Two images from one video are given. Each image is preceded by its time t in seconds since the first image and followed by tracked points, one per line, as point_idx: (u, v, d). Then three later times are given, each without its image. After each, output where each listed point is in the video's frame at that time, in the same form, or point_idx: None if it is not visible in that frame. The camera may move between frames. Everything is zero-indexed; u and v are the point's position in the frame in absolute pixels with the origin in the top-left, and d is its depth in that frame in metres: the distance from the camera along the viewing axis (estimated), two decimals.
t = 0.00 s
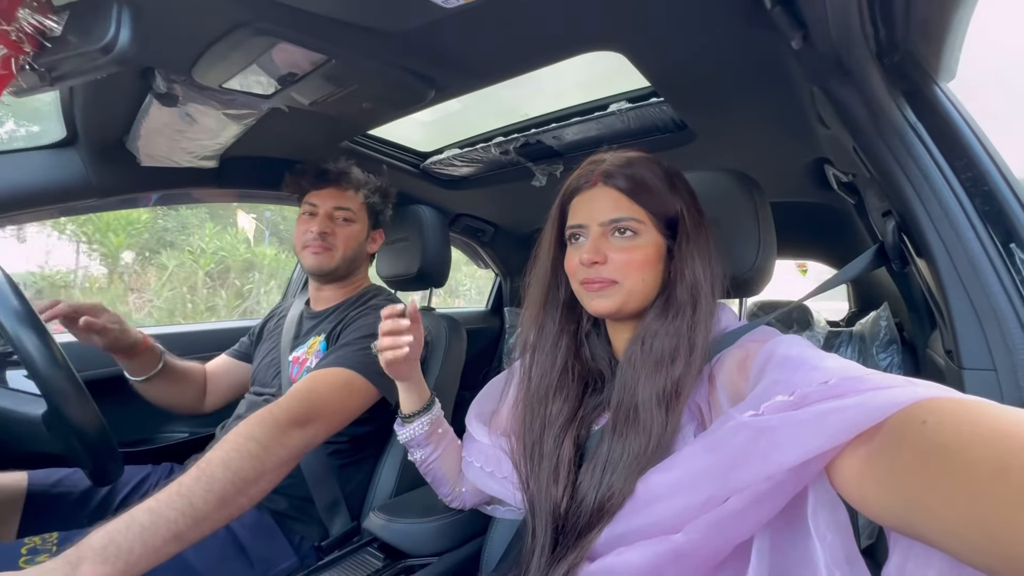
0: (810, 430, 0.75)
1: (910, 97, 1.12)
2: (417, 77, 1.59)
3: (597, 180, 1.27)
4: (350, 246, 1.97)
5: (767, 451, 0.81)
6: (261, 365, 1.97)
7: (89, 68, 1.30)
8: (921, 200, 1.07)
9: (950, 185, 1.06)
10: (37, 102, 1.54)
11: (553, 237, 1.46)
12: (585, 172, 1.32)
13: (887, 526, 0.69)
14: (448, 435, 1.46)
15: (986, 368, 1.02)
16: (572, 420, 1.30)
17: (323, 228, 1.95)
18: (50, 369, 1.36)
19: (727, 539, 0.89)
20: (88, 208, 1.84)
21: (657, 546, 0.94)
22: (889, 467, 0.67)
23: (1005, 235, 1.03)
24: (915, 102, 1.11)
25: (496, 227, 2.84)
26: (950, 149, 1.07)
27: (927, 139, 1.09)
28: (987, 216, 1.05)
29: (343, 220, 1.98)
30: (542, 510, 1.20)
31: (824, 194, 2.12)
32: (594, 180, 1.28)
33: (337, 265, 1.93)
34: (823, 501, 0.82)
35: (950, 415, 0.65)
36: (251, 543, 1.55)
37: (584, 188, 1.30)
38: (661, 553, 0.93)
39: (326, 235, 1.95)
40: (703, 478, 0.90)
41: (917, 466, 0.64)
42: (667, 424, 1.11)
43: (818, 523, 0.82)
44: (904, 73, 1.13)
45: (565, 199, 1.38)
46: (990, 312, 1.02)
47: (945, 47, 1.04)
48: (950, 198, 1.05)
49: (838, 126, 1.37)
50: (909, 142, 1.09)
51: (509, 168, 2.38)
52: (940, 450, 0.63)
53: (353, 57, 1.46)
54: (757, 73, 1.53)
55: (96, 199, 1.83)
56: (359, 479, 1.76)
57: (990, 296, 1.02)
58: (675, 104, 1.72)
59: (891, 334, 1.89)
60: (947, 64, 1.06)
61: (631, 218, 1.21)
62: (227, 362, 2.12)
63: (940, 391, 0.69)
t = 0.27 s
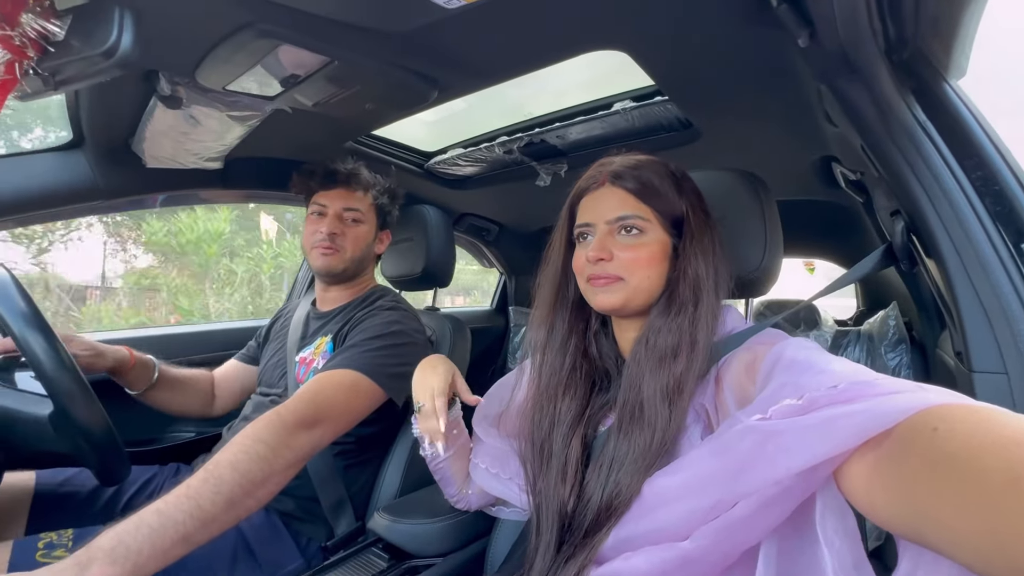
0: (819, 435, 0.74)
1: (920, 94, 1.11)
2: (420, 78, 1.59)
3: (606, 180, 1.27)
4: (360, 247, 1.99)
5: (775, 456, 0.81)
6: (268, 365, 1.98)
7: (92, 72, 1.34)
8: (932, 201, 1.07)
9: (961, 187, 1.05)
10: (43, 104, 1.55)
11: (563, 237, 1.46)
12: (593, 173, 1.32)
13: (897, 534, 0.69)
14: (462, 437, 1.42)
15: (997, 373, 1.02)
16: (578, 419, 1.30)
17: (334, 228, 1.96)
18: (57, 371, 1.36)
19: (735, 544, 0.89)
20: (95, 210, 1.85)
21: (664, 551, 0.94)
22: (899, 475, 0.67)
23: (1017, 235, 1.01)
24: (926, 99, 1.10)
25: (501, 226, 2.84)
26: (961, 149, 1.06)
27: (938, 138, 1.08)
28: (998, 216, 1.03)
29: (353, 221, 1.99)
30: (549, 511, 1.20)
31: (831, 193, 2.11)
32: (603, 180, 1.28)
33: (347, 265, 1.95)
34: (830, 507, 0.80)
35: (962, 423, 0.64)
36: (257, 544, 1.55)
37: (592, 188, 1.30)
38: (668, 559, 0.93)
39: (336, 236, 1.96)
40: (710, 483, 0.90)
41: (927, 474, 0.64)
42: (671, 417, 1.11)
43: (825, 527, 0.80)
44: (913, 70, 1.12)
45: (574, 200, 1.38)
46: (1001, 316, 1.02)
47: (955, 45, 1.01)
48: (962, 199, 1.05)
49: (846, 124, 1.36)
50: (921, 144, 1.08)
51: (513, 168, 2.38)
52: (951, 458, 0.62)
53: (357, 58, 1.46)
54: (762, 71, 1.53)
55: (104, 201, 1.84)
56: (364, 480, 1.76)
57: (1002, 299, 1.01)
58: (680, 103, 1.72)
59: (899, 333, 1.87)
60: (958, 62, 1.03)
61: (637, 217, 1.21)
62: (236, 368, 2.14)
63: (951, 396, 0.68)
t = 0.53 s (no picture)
0: (824, 437, 0.74)
1: (928, 90, 1.10)
2: (422, 78, 1.59)
3: (611, 179, 1.27)
4: (361, 246, 1.98)
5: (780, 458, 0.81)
6: (274, 365, 1.99)
7: (97, 77, 1.34)
8: (939, 199, 1.06)
9: (969, 185, 1.04)
10: (50, 107, 1.56)
11: (568, 236, 1.46)
12: (599, 172, 1.33)
13: (901, 538, 0.69)
14: (467, 433, 1.42)
15: (1004, 372, 1.02)
16: (583, 418, 1.30)
17: (335, 228, 1.96)
18: (66, 372, 1.37)
19: (739, 545, 0.89)
20: (101, 211, 1.86)
21: (668, 552, 0.94)
22: (904, 478, 0.67)
23: None
24: (934, 96, 1.09)
25: (505, 224, 2.84)
26: (968, 147, 1.05)
27: (944, 136, 1.07)
28: (1007, 214, 1.02)
29: (355, 220, 1.99)
30: (552, 511, 1.20)
31: (837, 189, 2.10)
32: (609, 180, 1.28)
33: (348, 265, 1.94)
34: (836, 510, 0.80)
35: (968, 427, 0.64)
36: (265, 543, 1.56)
37: (598, 187, 1.30)
38: (672, 560, 0.93)
39: (337, 236, 1.96)
40: (714, 484, 0.90)
41: (931, 478, 0.64)
42: (677, 418, 1.11)
43: (830, 529, 0.80)
44: (919, 66, 1.11)
45: (580, 198, 1.38)
46: (1010, 314, 1.01)
47: (964, 41, 1.00)
48: (970, 199, 1.04)
49: (851, 121, 1.36)
50: (928, 141, 1.07)
51: (517, 166, 2.38)
52: (956, 464, 0.62)
53: (359, 59, 1.46)
54: (766, 69, 1.52)
55: (110, 202, 1.85)
56: (369, 479, 1.77)
57: (1010, 298, 1.01)
58: (683, 100, 1.72)
59: (907, 331, 1.86)
60: (967, 58, 1.02)
61: (642, 216, 1.21)
62: (249, 376, 2.14)
63: (959, 400, 0.68)
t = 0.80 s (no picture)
0: (832, 437, 0.74)
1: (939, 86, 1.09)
2: (429, 78, 1.59)
3: (620, 178, 1.27)
4: (349, 241, 1.95)
5: (788, 458, 0.81)
6: (283, 363, 2.00)
7: (108, 80, 1.36)
8: (950, 197, 1.06)
9: (981, 184, 1.04)
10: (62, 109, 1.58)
11: (576, 233, 1.46)
12: (608, 170, 1.33)
13: (910, 538, 0.69)
14: (475, 432, 1.44)
15: (1015, 371, 1.02)
16: (590, 417, 1.31)
17: (322, 225, 1.97)
18: (80, 371, 1.39)
19: (746, 544, 0.89)
20: (113, 212, 1.88)
21: (675, 551, 0.95)
22: (914, 479, 0.67)
23: None
24: (945, 92, 1.08)
25: (512, 222, 2.84)
26: (981, 145, 1.04)
27: (956, 134, 1.06)
28: (1020, 211, 1.02)
29: (343, 215, 1.98)
30: (560, 509, 1.21)
31: (846, 185, 2.09)
32: (617, 178, 1.28)
33: (337, 261, 1.93)
34: (844, 510, 0.80)
35: (977, 428, 0.64)
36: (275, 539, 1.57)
37: (607, 186, 1.30)
38: (680, 559, 0.94)
39: (326, 233, 1.97)
40: (722, 484, 0.90)
41: (941, 479, 0.64)
42: (686, 419, 1.12)
43: (838, 529, 0.81)
44: (931, 62, 1.10)
45: (589, 197, 1.39)
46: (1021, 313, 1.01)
47: (976, 36, 0.98)
48: (981, 197, 1.04)
49: (861, 117, 1.35)
50: (939, 138, 1.07)
51: (524, 164, 2.38)
52: (966, 465, 0.62)
53: (366, 60, 1.47)
54: (774, 65, 1.52)
55: (121, 203, 1.87)
56: (379, 476, 1.78)
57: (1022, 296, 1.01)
58: (691, 97, 1.71)
59: (918, 329, 1.84)
60: (979, 53, 1.00)
61: (651, 216, 1.21)
62: (267, 377, 2.14)
63: (970, 401, 0.68)
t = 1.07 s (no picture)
0: (836, 437, 0.75)
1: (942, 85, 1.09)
2: (432, 79, 1.60)
3: (626, 177, 1.28)
4: (357, 243, 1.97)
5: (791, 458, 0.81)
6: (287, 363, 2.01)
7: (113, 83, 1.36)
8: (954, 197, 1.06)
9: (986, 184, 1.04)
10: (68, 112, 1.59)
11: (580, 232, 1.47)
12: (614, 169, 1.33)
13: (914, 538, 0.69)
14: (478, 432, 1.43)
15: (1020, 371, 1.02)
16: (594, 417, 1.31)
17: (329, 226, 1.98)
18: (86, 371, 1.40)
19: (750, 544, 0.89)
20: (118, 213, 1.89)
21: (678, 551, 0.95)
22: (917, 479, 0.67)
23: None
24: (948, 90, 1.08)
25: (515, 223, 2.85)
26: (987, 144, 1.04)
27: (960, 133, 1.06)
28: None
29: (351, 217, 1.98)
30: (563, 509, 1.21)
31: (850, 185, 2.09)
32: (623, 177, 1.28)
33: (345, 263, 1.94)
34: (848, 510, 0.81)
35: (981, 428, 0.64)
36: (279, 538, 1.58)
37: (613, 185, 1.31)
38: (683, 559, 0.94)
39: (334, 234, 1.97)
40: (725, 484, 0.91)
41: (946, 480, 0.64)
42: (689, 420, 1.12)
43: (842, 530, 0.81)
44: (934, 61, 1.10)
45: (594, 196, 1.39)
46: None
47: (981, 36, 0.98)
48: (986, 197, 1.04)
49: (864, 117, 1.35)
50: (943, 138, 1.07)
51: (527, 165, 2.39)
52: (970, 465, 0.62)
53: (370, 61, 1.47)
54: (777, 65, 1.52)
55: (127, 204, 1.88)
56: (382, 476, 1.78)
57: None
58: (693, 97, 1.72)
59: (922, 329, 1.84)
60: (983, 52, 1.01)
61: (657, 215, 1.21)
62: (272, 377, 2.14)
63: (974, 401, 0.68)
